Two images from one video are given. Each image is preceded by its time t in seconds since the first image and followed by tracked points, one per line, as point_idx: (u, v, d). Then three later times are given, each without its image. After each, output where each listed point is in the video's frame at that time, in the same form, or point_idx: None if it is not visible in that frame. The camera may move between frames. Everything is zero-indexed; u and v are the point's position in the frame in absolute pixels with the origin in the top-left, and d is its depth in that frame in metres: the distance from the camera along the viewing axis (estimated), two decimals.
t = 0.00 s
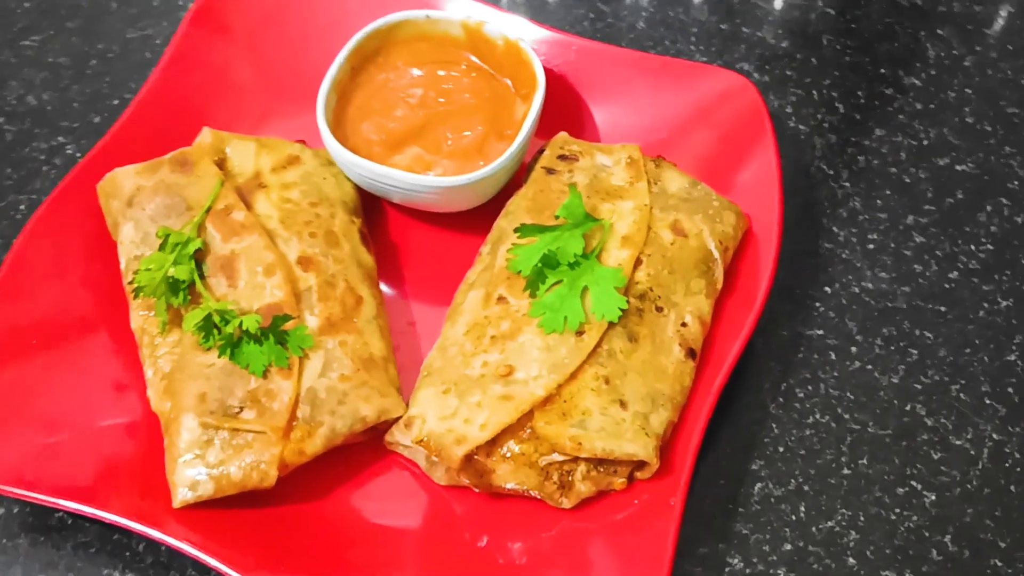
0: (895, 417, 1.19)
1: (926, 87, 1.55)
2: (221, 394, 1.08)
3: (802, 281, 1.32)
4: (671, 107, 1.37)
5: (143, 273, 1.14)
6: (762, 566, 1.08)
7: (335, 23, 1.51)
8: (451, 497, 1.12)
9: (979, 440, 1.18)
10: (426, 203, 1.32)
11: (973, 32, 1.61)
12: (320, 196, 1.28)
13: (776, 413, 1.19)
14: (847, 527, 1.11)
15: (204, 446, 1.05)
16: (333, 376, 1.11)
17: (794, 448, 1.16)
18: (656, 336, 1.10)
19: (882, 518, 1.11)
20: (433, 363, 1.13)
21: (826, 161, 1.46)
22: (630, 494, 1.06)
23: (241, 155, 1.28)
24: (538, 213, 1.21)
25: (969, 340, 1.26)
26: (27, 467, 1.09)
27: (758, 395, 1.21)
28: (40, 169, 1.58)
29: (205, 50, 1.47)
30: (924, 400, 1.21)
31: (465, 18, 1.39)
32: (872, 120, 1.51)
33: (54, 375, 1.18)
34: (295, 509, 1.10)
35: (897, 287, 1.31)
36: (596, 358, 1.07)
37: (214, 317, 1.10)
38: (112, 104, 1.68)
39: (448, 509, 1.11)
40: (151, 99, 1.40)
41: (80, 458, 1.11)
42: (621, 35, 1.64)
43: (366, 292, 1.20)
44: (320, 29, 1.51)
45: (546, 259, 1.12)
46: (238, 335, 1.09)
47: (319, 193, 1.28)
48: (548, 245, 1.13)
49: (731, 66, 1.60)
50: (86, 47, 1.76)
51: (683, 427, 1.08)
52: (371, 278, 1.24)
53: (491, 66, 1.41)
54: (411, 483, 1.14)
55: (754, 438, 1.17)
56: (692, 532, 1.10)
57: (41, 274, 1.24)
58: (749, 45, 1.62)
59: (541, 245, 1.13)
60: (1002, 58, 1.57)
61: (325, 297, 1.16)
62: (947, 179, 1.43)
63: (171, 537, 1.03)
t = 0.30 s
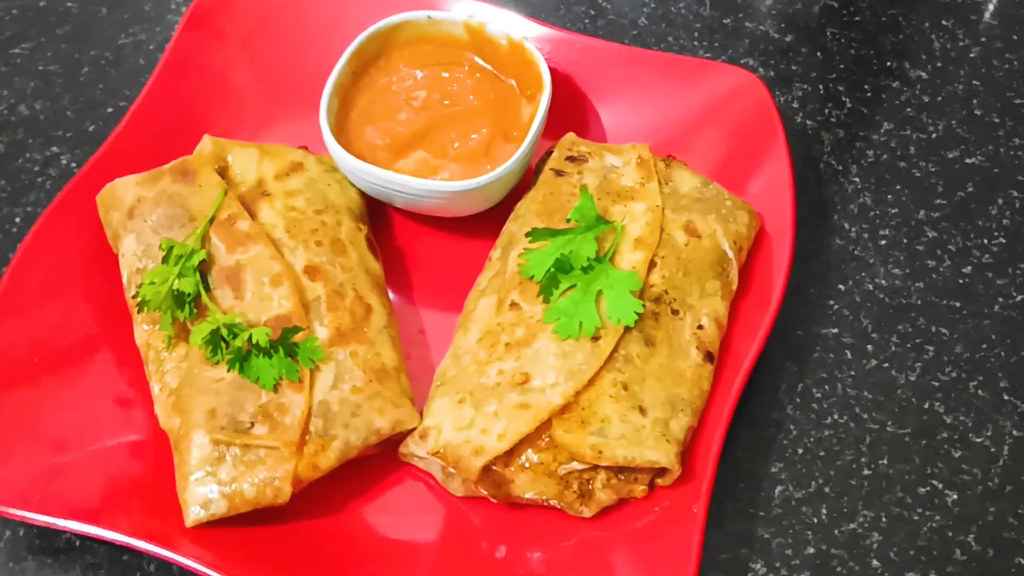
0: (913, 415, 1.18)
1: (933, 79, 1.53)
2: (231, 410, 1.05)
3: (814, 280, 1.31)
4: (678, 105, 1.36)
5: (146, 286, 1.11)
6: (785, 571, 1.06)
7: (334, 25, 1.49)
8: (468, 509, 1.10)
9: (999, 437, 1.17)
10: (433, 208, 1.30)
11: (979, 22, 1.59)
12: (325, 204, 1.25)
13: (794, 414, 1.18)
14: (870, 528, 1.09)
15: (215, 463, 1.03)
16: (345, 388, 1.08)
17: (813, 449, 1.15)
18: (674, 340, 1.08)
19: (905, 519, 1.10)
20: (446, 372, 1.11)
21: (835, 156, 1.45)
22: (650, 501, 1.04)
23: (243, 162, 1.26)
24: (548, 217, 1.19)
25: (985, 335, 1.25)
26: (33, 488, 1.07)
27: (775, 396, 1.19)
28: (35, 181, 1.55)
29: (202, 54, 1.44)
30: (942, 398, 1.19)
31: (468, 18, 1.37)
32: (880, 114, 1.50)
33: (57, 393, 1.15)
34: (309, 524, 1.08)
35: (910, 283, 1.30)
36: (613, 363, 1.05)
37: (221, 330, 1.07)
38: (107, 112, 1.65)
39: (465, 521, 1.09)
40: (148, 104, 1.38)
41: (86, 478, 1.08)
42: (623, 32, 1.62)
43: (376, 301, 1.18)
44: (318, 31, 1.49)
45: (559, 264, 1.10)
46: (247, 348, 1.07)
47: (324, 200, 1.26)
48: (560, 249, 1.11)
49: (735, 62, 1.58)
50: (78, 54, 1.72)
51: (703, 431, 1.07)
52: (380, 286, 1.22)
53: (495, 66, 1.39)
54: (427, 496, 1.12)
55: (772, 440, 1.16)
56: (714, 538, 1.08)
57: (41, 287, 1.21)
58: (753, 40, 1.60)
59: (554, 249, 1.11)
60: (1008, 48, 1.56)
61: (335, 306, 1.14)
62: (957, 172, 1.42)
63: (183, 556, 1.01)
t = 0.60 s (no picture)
0: (932, 410, 1.16)
1: (937, 68, 1.52)
2: (242, 426, 1.03)
3: (826, 275, 1.29)
4: (683, 101, 1.35)
5: (150, 301, 1.08)
6: (808, 573, 1.05)
7: (328, 27, 1.45)
8: (485, 519, 1.08)
9: (1019, 430, 1.15)
10: (439, 212, 1.28)
11: (980, 8, 1.58)
12: (328, 211, 1.23)
13: (811, 412, 1.16)
14: (892, 526, 1.08)
15: (228, 481, 1.01)
16: (357, 400, 1.06)
17: (832, 448, 1.14)
18: (691, 342, 1.07)
19: (927, 516, 1.09)
20: (460, 381, 1.09)
21: (841, 149, 1.43)
22: (672, 506, 1.03)
23: (244, 171, 1.23)
24: (558, 220, 1.18)
25: (1000, 327, 1.24)
26: (39, 513, 1.04)
27: (792, 395, 1.18)
28: (27, 194, 1.51)
29: (195, 58, 1.41)
30: (959, 391, 1.18)
31: (468, 17, 1.34)
32: (885, 105, 1.48)
33: (60, 413, 1.12)
34: (322, 541, 1.05)
35: (923, 276, 1.29)
36: (631, 368, 1.03)
37: (228, 345, 1.05)
38: (98, 120, 1.60)
39: (482, 532, 1.07)
40: (142, 112, 1.35)
41: (93, 500, 1.06)
42: (622, 27, 1.60)
43: (385, 310, 1.16)
44: (313, 33, 1.45)
45: (573, 267, 1.08)
46: (256, 362, 1.04)
47: (327, 207, 1.23)
48: (573, 253, 1.09)
49: (737, 55, 1.56)
50: (66, 62, 1.67)
51: (724, 434, 1.05)
52: (388, 294, 1.19)
53: (496, 65, 1.37)
54: (442, 506, 1.10)
55: (791, 439, 1.14)
56: (736, 541, 1.07)
57: (38, 304, 1.18)
58: (753, 32, 1.58)
59: (566, 252, 1.09)
60: (1011, 34, 1.55)
61: (343, 316, 1.12)
62: (965, 162, 1.41)
63: None
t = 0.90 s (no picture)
0: (950, 401, 1.15)
1: (938, 54, 1.51)
2: (255, 442, 1.00)
3: (838, 267, 1.28)
4: (686, 95, 1.33)
5: (155, 317, 1.05)
6: (835, 571, 1.04)
7: (321, 29, 1.42)
8: (505, 530, 1.05)
9: None
10: (445, 216, 1.26)
11: None
12: (332, 218, 1.20)
13: (830, 407, 1.15)
14: (917, 521, 1.07)
15: (242, 499, 0.99)
16: (371, 412, 1.03)
17: (852, 442, 1.12)
18: (709, 340, 1.05)
19: (951, 509, 1.08)
20: (474, 388, 1.06)
21: (846, 138, 1.42)
22: (695, 509, 1.01)
23: (243, 179, 1.20)
24: (567, 221, 1.16)
25: (1015, 314, 1.23)
26: (49, 541, 1.02)
27: (809, 390, 1.16)
28: (17, 209, 1.47)
29: (186, 66, 1.37)
30: (977, 381, 1.17)
31: (466, 16, 1.32)
32: (888, 93, 1.47)
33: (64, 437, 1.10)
34: (339, 558, 1.03)
35: (935, 265, 1.28)
36: (649, 369, 1.02)
37: (236, 359, 1.02)
38: (88, 131, 1.55)
39: (502, 544, 1.05)
40: (135, 124, 1.31)
41: (104, 525, 1.04)
42: (619, 20, 1.57)
43: (394, 317, 1.13)
44: (307, 35, 1.42)
45: (586, 268, 1.06)
46: (266, 376, 1.02)
47: (331, 214, 1.21)
48: (585, 254, 1.07)
49: (736, 45, 1.53)
50: (51, 72, 1.61)
51: (745, 433, 1.04)
52: (396, 301, 1.17)
53: (495, 63, 1.35)
54: (460, 517, 1.07)
55: (810, 435, 1.13)
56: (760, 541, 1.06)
57: (36, 324, 1.15)
58: (752, 22, 1.55)
59: (578, 253, 1.08)
60: (1010, 18, 1.54)
61: (353, 326, 1.09)
62: (971, 148, 1.40)
63: None
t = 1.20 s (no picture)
0: (970, 387, 1.14)
1: (937, 35, 1.49)
2: (268, 458, 0.98)
3: (849, 255, 1.26)
4: (687, 86, 1.31)
5: (158, 332, 1.02)
6: (864, 564, 1.03)
7: (312, 29, 1.38)
8: (527, 538, 1.03)
9: None
10: (450, 217, 1.23)
11: None
12: (336, 223, 1.18)
13: (849, 398, 1.14)
14: (943, 510, 1.06)
15: (258, 517, 0.96)
16: (386, 421, 1.01)
17: (874, 433, 1.11)
18: (727, 335, 1.03)
19: (977, 497, 1.07)
20: (491, 394, 1.05)
21: (850, 124, 1.40)
22: (721, 508, 0.99)
23: (242, 188, 1.18)
24: (577, 218, 1.14)
25: None
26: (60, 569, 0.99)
27: (827, 381, 1.15)
28: (5, 225, 1.42)
29: (175, 71, 1.33)
30: (996, 365, 1.16)
31: (463, 11, 1.29)
32: (889, 76, 1.45)
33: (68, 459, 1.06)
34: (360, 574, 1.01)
35: (946, 249, 1.26)
36: (669, 367, 0.99)
37: (245, 373, 0.99)
38: (75, 141, 1.50)
39: (524, 553, 1.02)
40: (125, 134, 1.27)
41: (115, 550, 1.01)
42: (615, 11, 1.55)
43: (405, 323, 1.11)
44: (298, 35, 1.38)
45: (599, 266, 1.04)
46: (277, 390, 0.99)
47: (334, 220, 1.19)
48: (597, 251, 1.06)
49: (734, 33, 1.51)
50: (34, 82, 1.56)
51: (769, 428, 1.02)
52: (405, 306, 1.15)
53: (493, 57, 1.32)
54: (480, 528, 1.05)
55: (831, 428, 1.12)
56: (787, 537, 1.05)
57: (33, 345, 1.11)
58: (749, 9, 1.53)
59: (590, 251, 1.06)
60: None
61: (363, 334, 1.07)
62: (975, 130, 1.39)
63: None
